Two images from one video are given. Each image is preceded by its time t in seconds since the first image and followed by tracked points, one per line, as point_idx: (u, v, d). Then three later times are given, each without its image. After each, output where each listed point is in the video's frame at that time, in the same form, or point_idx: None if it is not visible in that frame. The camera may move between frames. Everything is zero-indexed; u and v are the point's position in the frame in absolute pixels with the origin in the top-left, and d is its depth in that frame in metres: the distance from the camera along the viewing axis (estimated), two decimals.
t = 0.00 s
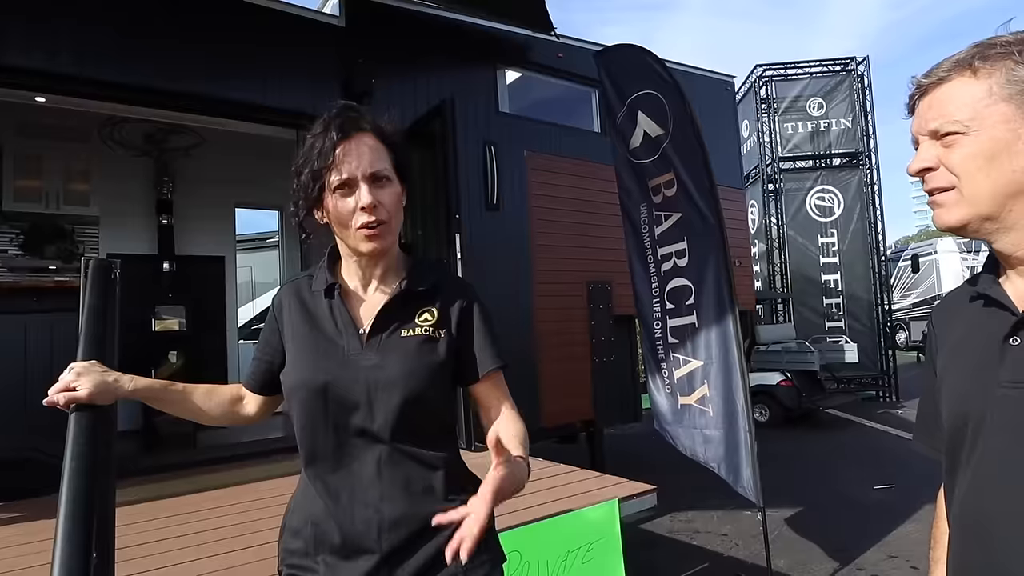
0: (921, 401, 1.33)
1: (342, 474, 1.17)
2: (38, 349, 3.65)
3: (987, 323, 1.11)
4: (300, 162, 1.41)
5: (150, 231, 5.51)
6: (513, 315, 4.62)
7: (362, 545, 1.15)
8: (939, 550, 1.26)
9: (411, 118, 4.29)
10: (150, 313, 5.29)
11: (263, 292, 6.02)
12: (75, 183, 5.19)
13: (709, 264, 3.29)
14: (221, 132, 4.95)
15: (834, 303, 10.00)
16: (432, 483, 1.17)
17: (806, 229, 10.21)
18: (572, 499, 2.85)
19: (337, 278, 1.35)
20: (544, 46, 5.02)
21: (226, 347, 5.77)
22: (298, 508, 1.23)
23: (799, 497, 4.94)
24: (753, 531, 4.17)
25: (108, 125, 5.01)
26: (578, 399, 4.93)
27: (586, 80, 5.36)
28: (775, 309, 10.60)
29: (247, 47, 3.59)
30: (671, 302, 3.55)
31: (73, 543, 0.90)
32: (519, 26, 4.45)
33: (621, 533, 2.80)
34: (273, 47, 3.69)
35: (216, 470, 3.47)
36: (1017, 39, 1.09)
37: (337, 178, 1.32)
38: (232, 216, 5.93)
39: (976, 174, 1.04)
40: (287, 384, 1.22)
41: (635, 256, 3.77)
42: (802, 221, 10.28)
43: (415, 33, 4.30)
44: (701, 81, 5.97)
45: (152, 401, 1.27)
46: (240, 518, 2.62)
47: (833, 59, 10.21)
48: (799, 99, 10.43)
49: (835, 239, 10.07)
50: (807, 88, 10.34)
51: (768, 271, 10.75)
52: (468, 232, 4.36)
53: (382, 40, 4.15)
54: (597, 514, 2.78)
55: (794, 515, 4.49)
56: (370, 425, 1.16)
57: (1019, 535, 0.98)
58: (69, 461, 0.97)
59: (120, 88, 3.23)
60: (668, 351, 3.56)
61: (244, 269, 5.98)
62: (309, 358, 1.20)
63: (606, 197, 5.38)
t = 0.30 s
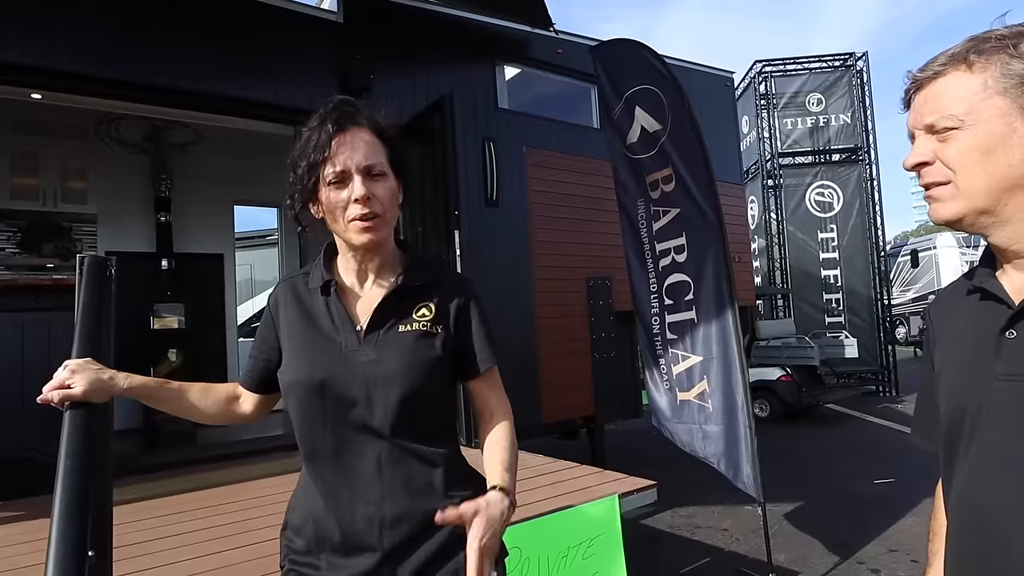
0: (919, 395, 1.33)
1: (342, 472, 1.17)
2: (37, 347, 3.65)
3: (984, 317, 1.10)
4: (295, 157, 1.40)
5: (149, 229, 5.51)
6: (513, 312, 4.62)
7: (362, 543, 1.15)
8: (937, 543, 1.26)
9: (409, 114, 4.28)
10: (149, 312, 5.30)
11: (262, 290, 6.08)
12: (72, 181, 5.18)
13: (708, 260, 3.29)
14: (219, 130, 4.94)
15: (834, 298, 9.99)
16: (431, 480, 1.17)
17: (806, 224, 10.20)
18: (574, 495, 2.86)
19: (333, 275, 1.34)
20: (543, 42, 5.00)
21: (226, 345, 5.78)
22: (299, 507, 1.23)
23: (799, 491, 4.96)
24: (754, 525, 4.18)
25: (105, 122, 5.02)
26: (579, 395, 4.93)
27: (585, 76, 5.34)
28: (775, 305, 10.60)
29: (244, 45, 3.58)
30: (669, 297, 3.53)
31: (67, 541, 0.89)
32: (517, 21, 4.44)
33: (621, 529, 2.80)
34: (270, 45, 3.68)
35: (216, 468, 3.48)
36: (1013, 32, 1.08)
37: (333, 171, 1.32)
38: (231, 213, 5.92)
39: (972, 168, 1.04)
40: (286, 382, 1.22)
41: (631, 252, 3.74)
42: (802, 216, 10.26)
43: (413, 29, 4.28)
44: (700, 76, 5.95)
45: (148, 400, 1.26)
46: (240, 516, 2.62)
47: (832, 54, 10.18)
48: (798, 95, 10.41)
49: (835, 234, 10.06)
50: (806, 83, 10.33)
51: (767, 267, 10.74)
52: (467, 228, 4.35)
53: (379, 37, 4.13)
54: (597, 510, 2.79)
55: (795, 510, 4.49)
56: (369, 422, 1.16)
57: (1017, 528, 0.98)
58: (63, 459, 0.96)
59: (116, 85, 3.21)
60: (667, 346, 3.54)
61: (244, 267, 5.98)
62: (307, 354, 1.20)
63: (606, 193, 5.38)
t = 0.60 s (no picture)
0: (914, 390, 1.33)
1: (339, 467, 1.17)
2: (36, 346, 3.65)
3: (977, 313, 1.11)
4: (295, 150, 1.43)
5: (147, 228, 5.50)
6: (512, 310, 4.62)
7: (360, 539, 1.15)
8: (933, 538, 1.27)
9: (407, 112, 4.28)
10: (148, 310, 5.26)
11: (260, 288, 6.08)
12: (70, 180, 5.17)
13: (705, 257, 3.30)
14: (217, 128, 4.93)
15: (833, 295, 10.01)
16: (428, 478, 1.17)
17: (804, 221, 10.21)
18: (572, 493, 2.87)
19: (330, 267, 1.34)
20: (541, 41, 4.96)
21: (225, 344, 5.78)
22: (298, 503, 1.24)
23: (798, 488, 4.97)
24: (753, 522, 4.19)
25: (102, 121, 4.94)
26: (577, 392, 4.93)
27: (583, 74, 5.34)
28: (774, 302, 10.62)
29: (241, 43, 3.58)
30: (666, 295, 3.52)
31: (65, 540, 0.90)
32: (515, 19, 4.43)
33: (620, 527, 2.79)
34: (268, 44, 3.67)
35: (215, 467, 3.48)
36: (1004, 30, 1.09)
37: (324, 157, 1.33)
38: (229, 212, 5.91)
39: (963, 165, 1.04)
40: (283, 375, 1.22)
41: (627, 249, 3.72)
42: (800, 213, 10.27)
43: (410, 27, 4.28)
44: (699, 74, 5.94)
45: (146, 398, 1.27)
46: (238, 516, 2.63)
47: (830, 51, 10.18)
48: (796, 92, 10.41)
49: (833, 231, 10.07)
50: (804, 80, 10.32)
51: (766, 264, 10.75)
52: (466, 226, 4.35)
53: (377, 35, 4.13)
54: (595, 508, 2.78)
55: (794, 506, 4.51)
56: (366, 416, 1.16)
57: (1008, 521, 0.99)
58: (61, 458, 0.97)
59: (113, 84, 3.21)
60: (665, 343, 3.52)
61: (242, 266, 5.97)
62: (303, 347, 1.21)
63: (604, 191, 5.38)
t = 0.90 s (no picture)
0: (910, 385, 1.34)
1: (337, 463, 1.18)
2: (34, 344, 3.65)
3: (973, 308, 1.12)
4: (298, 154, 1.42)
5: (144, 226, 5.50)
6: (510, 307, 4.63)
7: (357, 534, 1.16)
8: (928, 531, 1.28)
9: (405, 108, 4.27)
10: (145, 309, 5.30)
11: (258, 287, 6.03)
12: (67, 178, 5.15)
13: (702, 253, 3.31)
14: (214, 126, 4.93)
15: (830, 290, 10.03)
16: (425, 474, 1.18)
17: (801, 217, 10.22)
18: (570, 489, 2.88)
19: (332, 267, 1.35)
20: (537, 37, 4.98)
21: (222, 342, 5.77)
22: (296, 499, 1.25)
23: (795, 483, 4.99)
24: (751, 517, 4.21)
25: (98, 120, 4.88)
26: (576, 389, 4.94)
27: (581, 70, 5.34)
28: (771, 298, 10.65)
29: (237, 41, 3.57)
30: (663, 291, 3.52)
31: (66, 537, 0.90)
32: (512, 16, 4.43)
33: (620, 523, 2.80)
34: (264, 41, 3.67)
35: (214, 464, 3.49)
36: (1001, 26, 1.10)
37: (326, 168, 1.32)
38: (227, 210, 5.90)
39: (960, 162, 1.05)
40: (282, 371, 1.23)
41: (623, 245, 3.71)
42: (798, 209, 10.29)
43: (407, 24, 4.27)
44: (696, 70, 5.94)
45: (145, 397, 1.27)
46: (237, 513, 2.63)
47: (827, 47, 10.19)
48: (793, 88, 10.42)
49: (831, 227, 10.08)
50: (801, 76, 10.34)
51: (764, 260, 10.77)
52: (463, 223, 4.36)
53: (374, 32, 4.13)
54: (595, 504, 2.80)
55: (792, 502, 4.52)
56: (364, 412, 1.16)
57: (1003, 516, 1.00)
58: (62, 454, 0.97)
59: (110, 82, 3.20)
60: (662, 340, 3.53)
61: (239, 264, 5.96)
62: (302, 345, 1.21)
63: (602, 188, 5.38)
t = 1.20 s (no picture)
0: (908, 382, 1.35)
1: (334, 461, 1.18)
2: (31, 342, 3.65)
3: (970, 305, 1.12)
4: (305, 143, 1.40)
5: (142, 224, 5.49)
6: (508, 304, 4.63)
7: (356, 530, 1.16)
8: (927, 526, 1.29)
9: (402, 105, 4.26)
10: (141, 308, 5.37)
11: (255, 284, 6.05)
12: (63, 176, 5.13)
13: (698, 250, 3.32)
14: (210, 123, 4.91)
15: (827, 287, 10.06)
16: (421, 472, 1.18)
17: (798, 214, 10.24)
18: (568, 486, 2.89)
19: (328, 265, 1.35)
20: (534, 35, 4.98)
21: (220, 340, 5.76)
22: (294, 496, 1.25)
23: (792, 479, 5.01)
24: (748, 514, 4.23)
25: (96, 117, 4.87)
26: (573, 386, 4.95)
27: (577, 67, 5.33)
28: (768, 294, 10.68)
29: (234, 38, 3.56)
30: (659, 288, 3.53)
31: (68, 536, 0.90)
32: (509, 13, 4.42)
33: (619, 519, 2.82)
34: (261, 38, 3.66)
35: (212, 462, 3.49)
36: (999, 24, 1.10)
37: (338, 158, 1.32)
38: (224, 208, 5.89)
39: (957, 159, 1.05)
40: (279, 369, 1.23)
41: (618, 243, 3.72)
42: (794, 206, 10.30)
43: (404, 21, 4.26)
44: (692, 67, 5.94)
45: (145, 395, 1.27)
46: (237, 511, 2.63)
47: (822, 44, 10.20)
48: (789, 85, 10.43)
49: (827, 223, 10.10)
50: (797, 73, 10.35)
51: (760, 257, 10.79)
52: (461, 221, 4.36)
53: (371, 29, 4.12)
54: (593, 500, 2.81)
55: (789, 498, 4.54)
56: (362, 410, 1.16)
57: (1000, 510, 1.00)
58: (63, 453, 0.97)
59: (107, 80, 3.18)
60: (658, 337, 3.53)
61: (237, 262, 5.95)
62: (299, 343, 1.21)
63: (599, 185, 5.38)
